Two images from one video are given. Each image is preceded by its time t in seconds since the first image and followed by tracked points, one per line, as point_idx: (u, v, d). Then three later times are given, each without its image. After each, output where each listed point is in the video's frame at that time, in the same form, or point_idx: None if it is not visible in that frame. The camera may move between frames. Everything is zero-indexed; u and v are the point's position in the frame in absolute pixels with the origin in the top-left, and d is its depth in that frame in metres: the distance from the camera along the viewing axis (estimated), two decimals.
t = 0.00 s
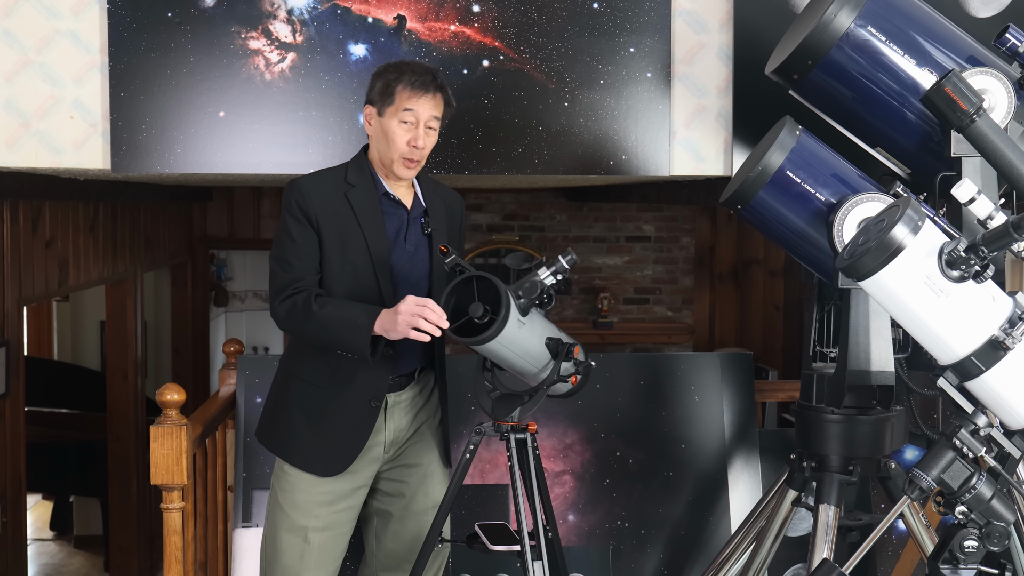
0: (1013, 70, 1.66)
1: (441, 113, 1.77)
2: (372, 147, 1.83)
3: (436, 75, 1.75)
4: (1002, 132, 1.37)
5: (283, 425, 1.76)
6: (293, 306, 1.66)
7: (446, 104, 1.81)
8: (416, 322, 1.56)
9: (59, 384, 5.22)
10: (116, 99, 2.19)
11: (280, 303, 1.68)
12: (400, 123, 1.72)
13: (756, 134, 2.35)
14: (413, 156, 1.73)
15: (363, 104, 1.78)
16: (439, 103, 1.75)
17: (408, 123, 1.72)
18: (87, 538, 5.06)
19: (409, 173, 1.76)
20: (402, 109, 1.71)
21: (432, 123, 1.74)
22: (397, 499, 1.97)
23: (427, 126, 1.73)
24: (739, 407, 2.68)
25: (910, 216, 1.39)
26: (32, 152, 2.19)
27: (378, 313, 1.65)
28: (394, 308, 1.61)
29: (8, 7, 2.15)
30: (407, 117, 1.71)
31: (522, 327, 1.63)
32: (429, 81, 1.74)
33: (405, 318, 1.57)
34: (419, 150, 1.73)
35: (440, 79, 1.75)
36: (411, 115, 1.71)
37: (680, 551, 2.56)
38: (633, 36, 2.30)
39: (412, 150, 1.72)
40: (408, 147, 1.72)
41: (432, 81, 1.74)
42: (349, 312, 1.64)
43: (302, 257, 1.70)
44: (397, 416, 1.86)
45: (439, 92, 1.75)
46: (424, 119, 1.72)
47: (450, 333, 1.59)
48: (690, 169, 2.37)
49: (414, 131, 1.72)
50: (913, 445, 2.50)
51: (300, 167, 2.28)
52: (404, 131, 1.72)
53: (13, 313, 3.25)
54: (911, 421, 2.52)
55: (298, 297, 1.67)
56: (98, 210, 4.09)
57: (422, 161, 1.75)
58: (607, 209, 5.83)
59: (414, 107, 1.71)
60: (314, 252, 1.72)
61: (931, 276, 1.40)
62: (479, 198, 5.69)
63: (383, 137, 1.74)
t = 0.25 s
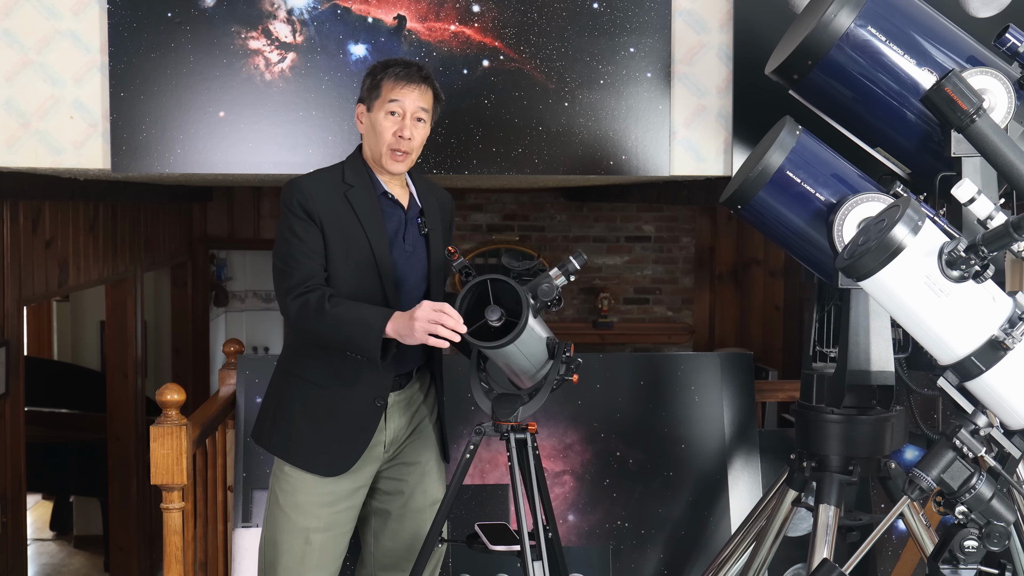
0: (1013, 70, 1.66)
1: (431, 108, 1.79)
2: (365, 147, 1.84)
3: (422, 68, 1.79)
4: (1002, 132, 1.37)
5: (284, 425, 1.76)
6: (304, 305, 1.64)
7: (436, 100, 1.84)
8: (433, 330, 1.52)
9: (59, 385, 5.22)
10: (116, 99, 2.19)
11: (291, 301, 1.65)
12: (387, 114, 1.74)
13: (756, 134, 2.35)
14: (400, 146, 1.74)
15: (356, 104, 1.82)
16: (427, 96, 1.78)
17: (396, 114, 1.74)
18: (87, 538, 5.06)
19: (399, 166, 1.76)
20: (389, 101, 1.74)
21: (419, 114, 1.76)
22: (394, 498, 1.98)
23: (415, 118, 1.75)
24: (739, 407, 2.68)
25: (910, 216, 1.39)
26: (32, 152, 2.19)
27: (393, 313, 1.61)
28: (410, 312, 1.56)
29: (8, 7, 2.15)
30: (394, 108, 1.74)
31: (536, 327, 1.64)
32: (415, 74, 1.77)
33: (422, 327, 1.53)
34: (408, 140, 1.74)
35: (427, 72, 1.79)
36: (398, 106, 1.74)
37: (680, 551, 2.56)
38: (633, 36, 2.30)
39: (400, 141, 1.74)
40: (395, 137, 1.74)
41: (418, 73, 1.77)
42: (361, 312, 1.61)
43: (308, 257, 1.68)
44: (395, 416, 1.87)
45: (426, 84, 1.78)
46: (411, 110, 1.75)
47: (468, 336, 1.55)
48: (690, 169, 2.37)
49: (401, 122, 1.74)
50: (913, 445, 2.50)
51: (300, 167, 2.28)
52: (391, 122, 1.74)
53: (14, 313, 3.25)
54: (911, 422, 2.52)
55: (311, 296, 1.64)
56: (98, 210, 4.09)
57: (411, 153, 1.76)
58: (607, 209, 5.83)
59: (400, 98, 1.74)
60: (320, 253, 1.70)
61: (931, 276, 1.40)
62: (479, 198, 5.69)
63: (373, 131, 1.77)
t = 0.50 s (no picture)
0: (1013, 70, 1.66)
1: (423, 105, 1.79)
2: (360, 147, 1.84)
3: (415, 66, 1.80)
4: (1002, 132, 1.37)
5: (284, 425, 1.76)
6: (314, 303, 1.61)
7: (430, 99, 1.84)
8: (445, 346, 1.50)
9: (59, 385, 5.22)
10: (116, 99, 2.19)
11: (300, 299, 1.63)
12: (380, 111, 1.75)
13: (756, 134, 2.35)
14: (393, 142, 1.74)
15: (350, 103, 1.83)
16: (420, 93, 1.79)
17: (388, 110, 1.75)
18: (87, 538, 5.06)
19: (392, 162, 1.76)
20: (381, 97, 1.74)
21: (412, 111, 1.76)
22: (392, 497, 1.98)
23: (407, 114, 1.76)
24: (739, 407, 2.68)
25: (910, 216, 1.39)
26: (32, 153, 2.19)
27: (403, 321, 1.59)
28: (422, 325, 1.54)
29: (8, 7, 2.15)
30: (386, 104, 1.74)
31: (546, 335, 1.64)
32: (407, 71, 1.78)
33: (434, 343, 1.51)
34: (400, 136, 1.74)
35: (420, 69, 1.79)
36: (390, 102, 1.74)
37: (680, 551, 2.55)
38: (633, 36, 2.30)
39: (392, 136, 1.74)
40: (388, 133, 1.74)
41: (410, 70, 1.78)
42: (372, 315, 1.59)
43: (311, 255, 1.68)
44: (393, 415, 1.87)
45: (419, 82, 1.79)
46: (403, 106, 1.75)
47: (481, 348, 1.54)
48: (690, 169, 2.37)
49: (394, 118, 1.74)
50: (913, 445, 2.50)
51: (300, 167, 2.28)
52: (383, 118, 1.74)
53: (13, 313, 3.25)
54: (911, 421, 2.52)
55: (322, 294, 1.62)
56: (98, 210, 4.09)
57: (404, 148, 1.76)
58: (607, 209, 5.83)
59: (392, 94, 1.74)
60: (323, 250, 1.70)
61: (931, 276, 1.40)
62: (479, 198, 5.69)
63: (366, 128, 1.77)
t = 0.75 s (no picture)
0: (1013, 70, 1.66)
1: (419, 104, 1.79)
2: (356, 146, 1.85)
3: (410, 66, 1.79)
4: (1002, 132, 1.37)
5: (284, 425, 1.76)
6: (322, 304, 1.61)
7: (426, 99, 1.84)
8: (453, 360, 1.51)
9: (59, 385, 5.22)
10: (116, 99, 2.19)
11: (307, 299, 1.62)
12: (376, 111, 1.74)
13: (756, 134, 2.35)
14: (389, 142, 1.75)
15: (347, 103, 1.83)
16: (416, 93, 1.78)
17: (384, 111, 1.75)
18: (87, 538, 5.06)
19: (388, 162, 1.77)
20: (376, 97, 1.74)
21: (408, 111, 1.76)
22: (389, 497, 1.98)
23: (403, 114, 1.75)
24: (739, 406, 2.68)
25: (910, 216, 1.38)
26: (33, 153, 2.19)
27: (412, 328, 1.59)
28: (431, 336, 1.55)
29: (8, 7, 2.15)
30: (382, 104, 1.74)
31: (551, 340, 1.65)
32: (402, 72, 1.77)
33: (442, 356, 1.52)
34: (396, 135, 1.74)
35: (415, 69, 1.79)
36: (386, 102, 1.74)
37: (680, 551, 2.55)
38: (633, 36, 2.30)
39: (388, 136, 1.74)
40: (384, 134, 1.74)
41: (406, 70, 1.78)
42: (379, 319, 1.59)
43: (314, 254, 1.67)
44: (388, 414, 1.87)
45: (415, 81, 1.79)
46: (399, 106, 1.75)
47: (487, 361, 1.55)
48: (690, 169, 2.37)
49: (389, 118, 1.74)
50: (913, 445, 2.50)
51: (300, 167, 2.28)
52: (379, 118, 1.74)
53: (13, 313, 3.25)
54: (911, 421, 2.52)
55: (330, 295, 1.61)
56: (98, 210, 4.09)
57: (400, 149, 1.76)
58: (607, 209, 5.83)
59: (388, 94, 1.74)
60: (326, 250, 1.69)
61: (931, 276, 1.40)
62: (479, 197, 5.69)
63: (362, 128, 1.77)
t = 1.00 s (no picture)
0: (1013, 70, 1.66)
1: (418, 104, 1.79)
2: (355, 147, 1.84)
3: (409, 66, 1.79)
4: (1002, 132, 1.37)
5: (284, 425, 1.76)
6: (326, 306, 1.61)
7: (425, 99, 1.84)
8: (456, 365, 1.52)
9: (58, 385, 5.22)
10: (116, 99, 2.19)
11: (312, 301, 1.62)
12: (375, 111, 1.74)
13: (756, 134, 2.35)
14: (389, 143, 1.74)
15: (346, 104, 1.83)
16: (414, 93, 1.78)
17: (383, 111, 1.75)
18: (87, 538, 5.06)
19: (388, 162, 1.76)
20: (375, 97, 1.75)
21: (407, 110, 1.76)
22: (388, 497, 1.98)
23: (402, 114, 1.75)
24: (738, 406, 2.68)
25: (910, 216, 1.38)
26: (33, 153, 2.19)
27: (414, 332, 1.59)
28: (434, 341, 1.55)
29: (8, 7, 2.15)
30: (381, 104, 1.74)
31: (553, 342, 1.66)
32: (401, 72, 1.78)
33: (445, 362, 1.52)
34: (395, 135, 1.74)
35: (414, 68, 1.79)
36: (385, 102, 1.74)
37: (680, 551, 2.55)
38: (633, 36, 2.30)
39: (387, 136, 1.74)
40: (383, 133, 1.74)
41: (404, 70, 1.78)
42: (384, 323, 1.59)
43: (316, 255, 1.67)
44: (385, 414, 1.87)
45: (413, 81, 1.79)
46: (398, 106, 1.75)
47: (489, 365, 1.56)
48: (690, 169, 2.37)
49: (389, 118, 1.74)
50: (913, 445, 2.50)
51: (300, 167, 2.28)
52: (378, 118, 1.74)
53: (13, 313, 3.25)
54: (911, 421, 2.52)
55: (333, 298, 1.61)
56: (98, 210, 4.09)
57: (399, 148, 1.76)
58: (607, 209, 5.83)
59: (386, 94, 1.74)
60: (327, 251, 1.70)
61: (931, 276, 1.40)
62: (479, 197, 5.69)
63: (361, 129, 1.77)
